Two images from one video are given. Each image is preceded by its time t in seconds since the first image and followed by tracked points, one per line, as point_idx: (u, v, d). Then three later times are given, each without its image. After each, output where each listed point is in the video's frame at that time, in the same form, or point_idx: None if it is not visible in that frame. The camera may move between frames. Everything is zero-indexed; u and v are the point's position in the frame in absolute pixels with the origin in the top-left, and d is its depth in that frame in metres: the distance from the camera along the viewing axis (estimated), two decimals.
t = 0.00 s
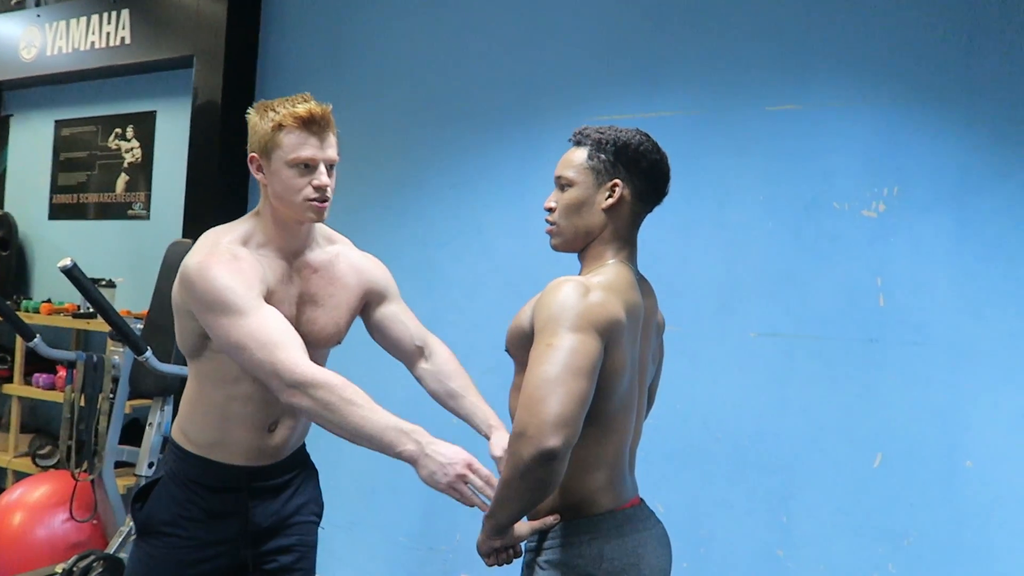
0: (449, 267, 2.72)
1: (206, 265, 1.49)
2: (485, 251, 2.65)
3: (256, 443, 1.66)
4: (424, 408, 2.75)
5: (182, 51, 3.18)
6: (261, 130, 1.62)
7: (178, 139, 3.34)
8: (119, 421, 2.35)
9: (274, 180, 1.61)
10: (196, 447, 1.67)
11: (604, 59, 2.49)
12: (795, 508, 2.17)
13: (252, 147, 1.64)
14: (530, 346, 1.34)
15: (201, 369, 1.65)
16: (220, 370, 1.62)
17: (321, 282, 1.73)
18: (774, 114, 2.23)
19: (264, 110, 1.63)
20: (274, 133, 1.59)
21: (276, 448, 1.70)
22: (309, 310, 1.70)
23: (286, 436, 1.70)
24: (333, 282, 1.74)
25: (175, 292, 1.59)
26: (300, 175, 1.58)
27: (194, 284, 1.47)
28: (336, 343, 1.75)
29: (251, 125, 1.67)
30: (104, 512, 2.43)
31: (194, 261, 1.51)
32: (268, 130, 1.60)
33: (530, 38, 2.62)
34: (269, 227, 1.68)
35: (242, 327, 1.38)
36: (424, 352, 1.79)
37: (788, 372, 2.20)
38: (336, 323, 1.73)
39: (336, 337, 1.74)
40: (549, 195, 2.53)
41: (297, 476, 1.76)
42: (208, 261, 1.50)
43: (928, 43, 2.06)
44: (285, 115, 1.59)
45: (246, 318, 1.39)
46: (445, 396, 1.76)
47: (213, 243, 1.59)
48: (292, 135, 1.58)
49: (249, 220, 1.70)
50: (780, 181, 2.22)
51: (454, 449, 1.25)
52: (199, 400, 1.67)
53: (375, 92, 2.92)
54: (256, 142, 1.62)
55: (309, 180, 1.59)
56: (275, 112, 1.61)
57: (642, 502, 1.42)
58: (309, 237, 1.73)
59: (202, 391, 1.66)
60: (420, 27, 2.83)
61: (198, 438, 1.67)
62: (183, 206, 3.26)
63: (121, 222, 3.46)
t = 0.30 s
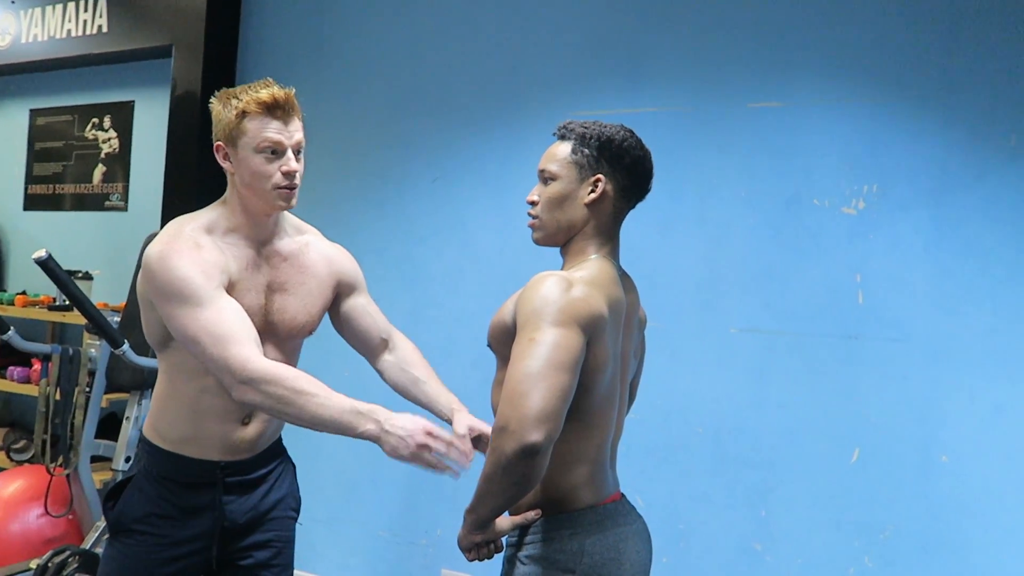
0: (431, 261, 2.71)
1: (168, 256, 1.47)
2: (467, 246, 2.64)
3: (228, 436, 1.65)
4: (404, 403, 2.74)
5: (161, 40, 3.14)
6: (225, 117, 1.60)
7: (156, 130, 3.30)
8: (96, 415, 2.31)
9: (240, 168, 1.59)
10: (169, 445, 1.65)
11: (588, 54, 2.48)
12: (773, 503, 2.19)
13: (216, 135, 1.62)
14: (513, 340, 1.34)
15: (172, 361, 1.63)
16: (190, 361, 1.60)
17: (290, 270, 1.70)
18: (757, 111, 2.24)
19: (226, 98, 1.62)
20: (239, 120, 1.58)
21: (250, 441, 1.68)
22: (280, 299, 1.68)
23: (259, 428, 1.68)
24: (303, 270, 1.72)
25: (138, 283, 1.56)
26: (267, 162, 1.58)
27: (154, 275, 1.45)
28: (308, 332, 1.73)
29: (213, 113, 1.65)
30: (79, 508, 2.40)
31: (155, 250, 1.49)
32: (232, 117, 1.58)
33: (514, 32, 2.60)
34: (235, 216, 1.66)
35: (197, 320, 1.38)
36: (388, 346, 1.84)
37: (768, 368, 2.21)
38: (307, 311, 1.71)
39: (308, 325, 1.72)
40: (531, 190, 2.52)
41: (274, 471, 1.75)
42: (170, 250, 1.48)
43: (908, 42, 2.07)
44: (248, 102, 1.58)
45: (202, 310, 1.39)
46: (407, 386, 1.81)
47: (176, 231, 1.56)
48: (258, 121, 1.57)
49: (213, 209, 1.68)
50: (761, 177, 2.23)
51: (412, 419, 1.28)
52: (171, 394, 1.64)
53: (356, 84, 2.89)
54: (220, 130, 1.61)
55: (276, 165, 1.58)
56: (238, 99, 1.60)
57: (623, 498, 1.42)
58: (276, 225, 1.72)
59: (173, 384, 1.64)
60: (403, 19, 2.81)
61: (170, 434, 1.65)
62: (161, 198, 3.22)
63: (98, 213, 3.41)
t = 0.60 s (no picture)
0: (423, 259, 2.70)
1: (158, 254, 1.46)
2: (458, 243, 2.63)
3: (216, 437, 1.63)
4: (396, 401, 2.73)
5: (149, 36, 3.11)
6: (222, 115, 1.58)
7: (145, 127, 3.28)
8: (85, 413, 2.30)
9: (234, 168, 1.58)
10: (157, 445, 1.63)
11: (579, 51, 2.48)
12: (764, 500, 2.20)
13: (212, 132, 1.61)
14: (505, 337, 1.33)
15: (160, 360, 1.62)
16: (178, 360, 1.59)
17: (279, 271, 1.70)
18: (748, 109, 2.24)
19: (227, 95, 1.60)
20: (235, 120, 1.56)
21: (239, 441, 1.67)
22: (269, 298, 1.67)
23: (247, 428, 1.67)
24: (291, 270, 1.72)
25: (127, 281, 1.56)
26: (261, 165, 1.56)
27: (145, 273, 1.45)
28: (296, 333, 1.72)
29: (211, 109, 1.63)
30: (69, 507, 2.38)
31: (144, 249, 1.48)
32: (230, 117, 1.57)
33: (506, 29, 2.60)
34: (225, 215, 1.65)
35: (188, 317, 1.37)
36: (377, 346, 1.83)
37: (758, 365, 2.22)
38: (296, 311, 1.71)
39: (297, 326, 1.71)
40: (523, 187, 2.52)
41: (264, 469, 1.74)
42: (159, 249, 1.48)
43: (897, 40, 2.08)
44: (248, 104, 1.56)
45: (194, 307, 1.39)
46: (397, 386, 1.79)
47: (165, 229, 1.55)
48: (255, 123, 1.55)
49: (205, 206, 1.66)
50: (752, 175, 2.23)
51: (404, 418, 1.27)
52: (160, 394, 1.63)
53: (346, 81, 2.88)
54: (217, 126, 1.59)
55: (270, 170, 1.57)
56: (238, 99, 1.58)
57: (615, 495, 1.42)
58: (265, 226, 1.71)
59: (161, 384, 1.63)
60: (394, 15, 2.80)
61: (158, 435, 1.63)
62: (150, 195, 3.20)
63: (86, 210, 3.39)
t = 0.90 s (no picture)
0: (428, 258, 2.70)
1: (191, 260, 1.46)
2: (464, 243, 2.63)
3: (226, 439, 1.64)
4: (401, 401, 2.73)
5: (156, 37, 3.12)
6: (255, 126, 1.58)
7: (151, 127, 3.28)
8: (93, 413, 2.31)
9: (265, 180, 1.58)
10: (165, 445, 1.64)
11: (585, 50, 2.47)
12: (771, 500, 2.19)
13: (244, 142, 1.61)
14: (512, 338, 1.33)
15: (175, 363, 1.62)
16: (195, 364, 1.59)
17: (302, 283, 1.71)
18: (754, 107, 2.23)
19: (261, 105, 1.59)
20: (269, 132, 1.55)
21: (248, 441, 1.68)
22: (289, 309, 1.69)
23: (256, 432, 1.68)
24: (315, 282, 1.73)
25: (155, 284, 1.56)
26: (292, 178, 1.56)
27: (177, 278, 1.44)
28: (313, 342, 1.74)
29: (245, 117, 1.63)
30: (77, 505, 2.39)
31: (177, 254, 1.49)
32: (263, 128, 1.56)
33: (511, 27, 2.59)
34: (254, 224, 1.65)
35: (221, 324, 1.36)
36: (399, 358, 1.78)
37: (765, 365, 2.21)
38: (316, 321, 1.72)
39: (315, 336, 1.73)
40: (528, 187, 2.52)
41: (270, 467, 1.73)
42: (192, 256, 1.48)
43: (904, 39, 2.07)
44: (282, 116, 1.55)
45: (227, 313, 1.37)
46: (421, 402, 1.73)
47: (196, 237, 1.56)
48: (288, 137, 1.55)
49: (235, 213, 1.67)
50: (759, 174, 2.22)
51: (434, 445, 1.22)
52: (172, 396, 1.63)
53: (352, 82, 2.88)
54: (249, 137, 1.59)
55: (301, 184, 1.56)
56: (273, 110, 1.57)
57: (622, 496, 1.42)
58: (294, 237, 1.71)
59: (172, 386, 1.63)
60: (400, 15, 2.80)
61: (166, 435, 1.64)
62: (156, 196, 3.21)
63: (93, 211, 3.40)
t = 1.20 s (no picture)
0: (435, 259, 2.70)
1: (193, 251, 1.47)
2: (470, 244, 2.63)
3: (242, 437, 1.64)
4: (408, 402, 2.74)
5: (165, 38, 3.13)
6: (259, 118, 1.58)
7: (160, 127, 3.30)
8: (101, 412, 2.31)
9: (270, 171, 1.57)
10: (181, 445, 1.64)
11: (592, 50, 2.47)
12: (778, 502, 2.18)
13: (248, 134, 1.60)
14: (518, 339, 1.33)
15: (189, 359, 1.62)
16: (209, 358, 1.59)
17: (308, 273, 1.71)
18: (763, 108, 2.23)
19: (266, 97, 1.59)
20: (274, 124, 1.55)
21: (262, 441, 1.67)
22: (297, 299, 1.69)
23: (272, 431, 1.68)
24: (320, 272, 1.73)
25: (160, 275, 1.56)
26: (297, 170, 1.56)
27: (178, 269, 1.46)
28: (320, 331, 1.75)
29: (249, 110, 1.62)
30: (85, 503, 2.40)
31: (180, 246, 1.49)
32: (268, 120, 1.56)
33: (518, 28, 2.59)
34: (259, 215, 1.64)
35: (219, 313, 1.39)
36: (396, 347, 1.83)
37: (772, 367, 2.20)
38: (323, 312, 1.73)
39: (322, 324, 1.74)
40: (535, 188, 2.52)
41: (287, 469, 1.75)
42: (194, 246, 1.48)
43: (913, 39, 2.06)
44: (287, 108, 1.55)
45: (222, 305, 1.41)
46: (416, 376, 1.80)
47: (201, 226, 1.55)
48: (292, 129, 1.54)
49: (239, 205, 1.67)
50: (767, 175, 2.22)
51: (427, 382, 1.33)
52: (186, 393, 1.64)
53: (359, 83, 2.89)
54: (254, 129, 1.59)
55: (306, 175, 1.56)
56: (277, 102, 1.57)
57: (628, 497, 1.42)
58: (297, 228, 1.71)
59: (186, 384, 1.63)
60: (407, 15, 2.80)
61: (183, 435, 1.64)
62: (165, 196, 3.22)
63: (102, 211, 3.42)
